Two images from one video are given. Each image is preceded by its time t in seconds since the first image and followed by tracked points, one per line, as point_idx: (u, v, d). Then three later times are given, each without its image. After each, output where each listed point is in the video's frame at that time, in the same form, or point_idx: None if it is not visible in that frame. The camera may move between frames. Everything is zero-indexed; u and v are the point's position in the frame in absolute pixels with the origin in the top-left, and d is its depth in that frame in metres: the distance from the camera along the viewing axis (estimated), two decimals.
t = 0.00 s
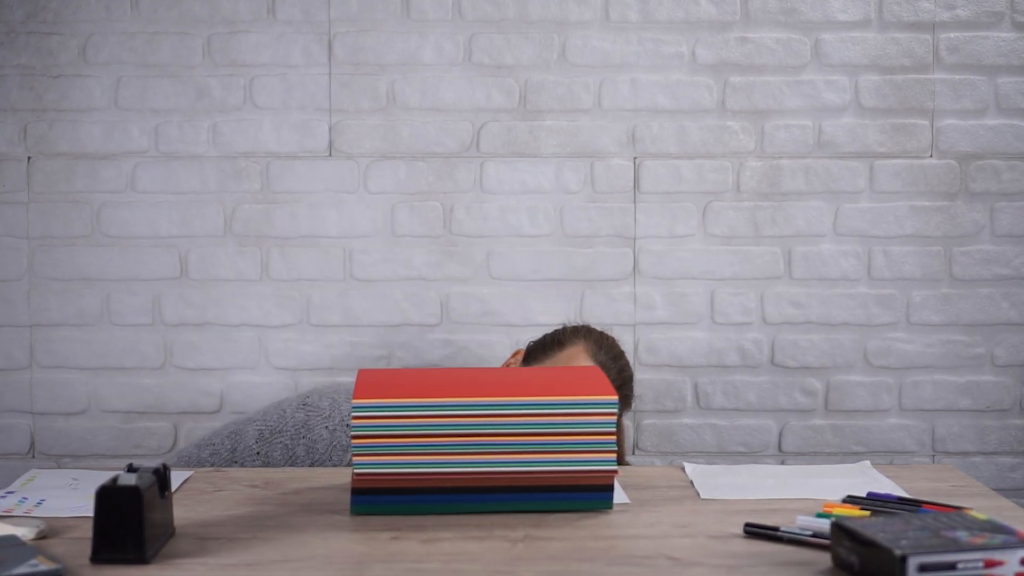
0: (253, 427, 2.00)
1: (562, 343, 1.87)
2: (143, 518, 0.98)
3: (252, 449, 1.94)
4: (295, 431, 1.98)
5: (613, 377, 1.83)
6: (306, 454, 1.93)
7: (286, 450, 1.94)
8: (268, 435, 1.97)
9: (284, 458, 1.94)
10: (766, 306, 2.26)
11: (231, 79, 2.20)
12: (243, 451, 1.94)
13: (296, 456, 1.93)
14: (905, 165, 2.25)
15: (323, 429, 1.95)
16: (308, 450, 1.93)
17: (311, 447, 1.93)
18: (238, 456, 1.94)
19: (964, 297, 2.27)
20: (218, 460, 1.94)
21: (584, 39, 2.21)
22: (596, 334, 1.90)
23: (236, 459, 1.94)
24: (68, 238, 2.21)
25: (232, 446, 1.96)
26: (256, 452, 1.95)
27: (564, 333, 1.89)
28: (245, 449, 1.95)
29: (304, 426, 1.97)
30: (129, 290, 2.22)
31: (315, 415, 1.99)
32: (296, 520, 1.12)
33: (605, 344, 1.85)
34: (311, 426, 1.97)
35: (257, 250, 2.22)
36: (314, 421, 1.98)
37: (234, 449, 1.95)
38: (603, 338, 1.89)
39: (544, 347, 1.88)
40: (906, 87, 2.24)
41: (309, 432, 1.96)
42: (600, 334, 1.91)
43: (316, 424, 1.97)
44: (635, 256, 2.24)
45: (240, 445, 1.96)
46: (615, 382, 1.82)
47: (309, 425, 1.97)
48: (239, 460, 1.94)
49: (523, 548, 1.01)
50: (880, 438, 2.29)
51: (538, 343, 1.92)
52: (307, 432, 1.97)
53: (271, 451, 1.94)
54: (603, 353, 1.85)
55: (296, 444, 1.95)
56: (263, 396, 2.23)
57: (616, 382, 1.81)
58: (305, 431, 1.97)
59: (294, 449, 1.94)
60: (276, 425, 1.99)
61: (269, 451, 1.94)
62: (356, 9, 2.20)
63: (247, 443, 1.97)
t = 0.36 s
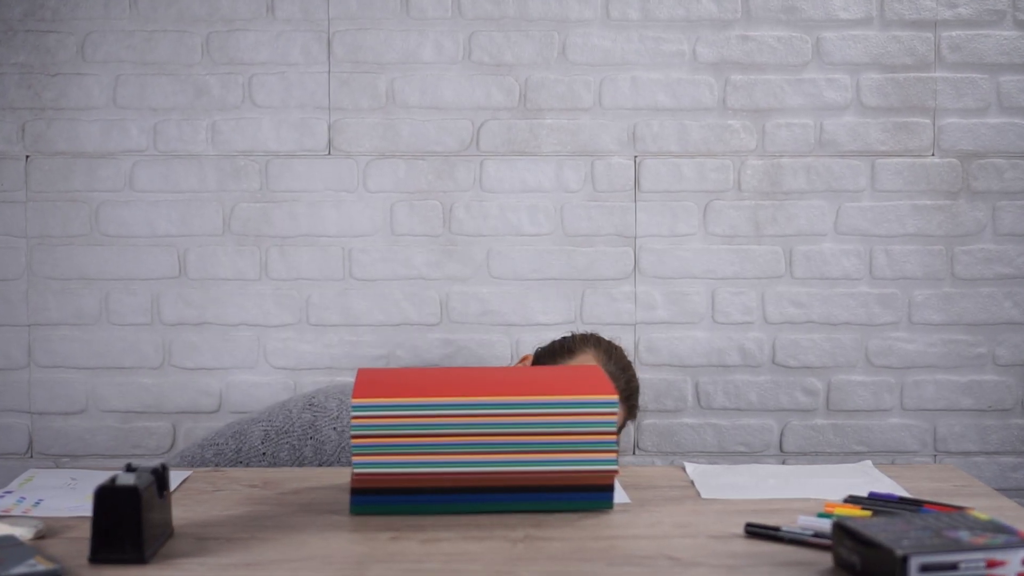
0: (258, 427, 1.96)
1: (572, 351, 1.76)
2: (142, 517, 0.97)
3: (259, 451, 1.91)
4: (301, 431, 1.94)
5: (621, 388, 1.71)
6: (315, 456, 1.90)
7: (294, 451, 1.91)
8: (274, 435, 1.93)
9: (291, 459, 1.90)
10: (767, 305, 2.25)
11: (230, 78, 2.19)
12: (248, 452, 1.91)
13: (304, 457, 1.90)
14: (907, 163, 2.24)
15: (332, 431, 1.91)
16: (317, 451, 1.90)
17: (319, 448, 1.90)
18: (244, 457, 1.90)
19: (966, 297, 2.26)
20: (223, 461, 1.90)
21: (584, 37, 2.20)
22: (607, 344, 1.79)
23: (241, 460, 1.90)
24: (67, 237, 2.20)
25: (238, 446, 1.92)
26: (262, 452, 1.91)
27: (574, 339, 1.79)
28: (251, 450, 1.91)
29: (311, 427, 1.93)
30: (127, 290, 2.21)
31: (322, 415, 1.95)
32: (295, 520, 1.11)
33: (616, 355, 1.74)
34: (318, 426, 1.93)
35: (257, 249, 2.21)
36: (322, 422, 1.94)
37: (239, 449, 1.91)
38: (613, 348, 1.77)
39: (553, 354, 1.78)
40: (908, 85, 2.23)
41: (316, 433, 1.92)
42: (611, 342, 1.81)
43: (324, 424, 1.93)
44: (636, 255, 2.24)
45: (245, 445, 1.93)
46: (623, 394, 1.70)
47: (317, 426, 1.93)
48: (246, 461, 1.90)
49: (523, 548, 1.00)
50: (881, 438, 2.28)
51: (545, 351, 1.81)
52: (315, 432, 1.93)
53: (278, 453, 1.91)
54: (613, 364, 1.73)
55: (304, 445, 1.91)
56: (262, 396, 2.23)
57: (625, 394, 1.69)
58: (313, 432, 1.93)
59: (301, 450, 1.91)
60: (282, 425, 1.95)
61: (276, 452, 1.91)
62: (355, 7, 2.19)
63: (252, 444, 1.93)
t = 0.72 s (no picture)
0: (254, 424, 1.94)
1: (559, 329, 1.84)
2: (141, 518, 0.96)
3: (255, 448, 1.89)
4: (298, 428, 1.92)
5: (613, 359, 1.85)
6: (311, 451, 1.89)
7: (291, 447, 1.89)
8: (270, 432, 1.92)
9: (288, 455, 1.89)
10: (768, 304, 2.24)
11: (229, 76, 2.18)
12: (245, 451, 1.88)
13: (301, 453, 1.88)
14: (908, 162, 2.23)
15: (327, 426, 1.91)
16: (313, 447, 1.89)
17: (316, 444, 1.89)
18: (241, 455, 1.88)
19: (968, 296, 2.25)
20: (220, 460, 1.87)
21: (584, 35, 2.20)
22: (594, 318, 1.88)
23: (238, 459, 1.87)
24: (64, 235, 2.19)
25: (234, 445, 1.89)
26: (258, 450, 1.90)
27: (560, 317, 1.86)
28: (247, 448, 1.89)
29: (307, 423, 1.92)
30: (125, 289, 2.20)
31: (317, 411, 1.95)
32: (294, 520, 1.10)
33: (605, 328, 1.85)
34: (313, 422, 1.93)
35: (255, 248, 2.20)
36: (317, 418, 1.93)
37: (236, 448, 1.88)
38: (601, 321, 1.88)
39: (542, 332, 1.85)
40: (910, 83, 2.22)
41: (312, 429, 1.91)
42: (596, 315, 1.90)
43: (319, 419, 1.92)
44: (636, 255, 2.23)
45: (241, 443, 1.90)
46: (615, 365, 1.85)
47: (312, 421, 1.92)
48: (242, 460, 1.88)
49: (523, 549, 0.99)
50: (883, 438, 2.27)
51: (533, 330, 1.88)
52: (311, 428, 1.92)
53: (274, 450, 1.89)
54: (603, 337, 1.85)
55: (300, 441, 1.90)
56: (261, 395, 2.22)
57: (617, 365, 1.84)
58: (308, 428, 1.91)
59: (297, 446, 1.89)
60: (278, 422, 1.94)
61: (272, 449, 1.89)
62: (354, 5, 2.18)
63: (248, 442, 1.91)
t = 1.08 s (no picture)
0: (257, 425, 1.92)
1: (563, 335, 1.81)
2: (138, 518, 0.95)
3: (257, 448, 1.87)
4: (300, 429, 1.91)
5: (618, 367, 1.82)
6: (314, 451, 1.86)
7: (292, 448, 1.87)
8: (272, 433, 1.90)
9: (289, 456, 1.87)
10: (770, 304, 2.23)
11: (227, 74, 2.17)
12: (247, 450, 1.87)
13: (303, 454, 1.86)
14: (910, 160, 2.22)
15: (329, 427, 1.89)
16: (315, 447, 1.86)
17: (318, 445, 1.86)
18: (242, 455, 1.86)
19: (970, 295, 2.24)
20: (221, 459, 1.85)
21: (585, 33, 2.18)
22: (597, 323, 1.85)
23: (239, 458, 1.86)
24: (62, 234, 2.18)
25: (236, 445, 1.88)
26: (260, 450, 1.88)
27: (563, 323, 1.83)
28: (249, 447, 1.87)
29: (310, 424, 1.91)
30: (123, 288, 2.19)
31: (320, 413, 1.93)
32: (293, 520, 1.09)
33: (609, 334, 1.82)
34: (316, 424, 1.91)
35: (254, 247, 2.19)
36: (320, 419, 1.91)
37: (237, 447, 1.87)
38: (604, 326, 1.84)
39: (546, 340, 1.82)
40: (912, 81, 2.21)
41: (314, 430, 1.89)
42: (601, 321, 1.87)
43: (322, 421, 1.91)
44: (637, 253, 2.21)
45: (243, 443, 1.89)
46: (619, 373, 1.81)
47: (314, 423, 1.90)
48: (243, 459, 1.86)
49: (522, 549, 0.98)
50: (885, 437, 2.26)
51: (536, 336, 1.85)
52: (313, 429, 1.90)
53: (276, 450, 1.87)
54: (606, 343, 1.82)
55: (303, 442, 1.88)
56: (259, 395, 2.20)
57: (621, 373, 1.80)
58: (311, 430, 1.90)
59: (299, 447, 1.87)
60: (280, 423, 1.92)
61: (274, 450, 1.88)
62: (353, 3, 2.17)
63: (250, 442, 1.89)
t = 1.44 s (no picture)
0: (265, 426, 1.87)
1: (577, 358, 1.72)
2: (135, 519, 0.94)
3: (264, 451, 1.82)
4: (309, 433, 1.82)
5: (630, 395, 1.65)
6: (321, 457, 1.79)
7: (299, 453, 1.80)
8: (280, 435, 1.84)
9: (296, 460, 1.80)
10: (771, 303, 2.22)
11: (226, 72, 2.16)
12: (254, 451, 1.83)
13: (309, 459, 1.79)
14: (912, 159, 2.21)
15: (339, 433, 1.79)
16: (322, 453, 1.79)
17: (326, 451, 1.79)
18: (248, 456, 1.82)
19: (973, 294, 2.23)
20: (227, 459, 1.82)
21: (585, 31, 2.17)
22: (614, 346, 1.73)
23: (245, 459, 1.82)
24: (59, 233, 2.17)
25: (243, 445, 1.85)
26: (267, 452, 1.82)
27: (579, 346, 1.74)
28: (256, 448, 1.83)
29: (319, 429, 1.82)
30: (121, 287, 2.18)
31: (330, 417, 1.84)
32: (292, 520, 1.08)
33: (624, 359, 1.68)
34: (326, 429, 1.82)
35: (253, 246, 2.18)
36: (329, 423, 1.82)
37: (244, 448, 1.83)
38: (621, 351, 1.72)
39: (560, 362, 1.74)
40: (914, 79, 2.20)
41: (323, 435, 1.80)
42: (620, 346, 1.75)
43: (331, 426, 1.82)
44: (638, 252, 2.20)
45: (250, 443, 1.85)
46: (634, 403, 1.64)
47: (323, 428, 1.81)
48: (250, 460, 1.82)
49: (522, 550, 0.97)
50: (887, 437, 2.25)
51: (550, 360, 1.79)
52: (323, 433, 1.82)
53: (282, 453, 1.81)
54: (621, 369, 1.68)
55: (310, 447, 1.80)
56: (258, 394, 2.19)
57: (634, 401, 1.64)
58: (320, 434, 1.81)
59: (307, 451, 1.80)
60: (289, 425, 1.85)
61: (281, 453, 1.81)
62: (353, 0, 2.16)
63: (258, 443, 1.84)
